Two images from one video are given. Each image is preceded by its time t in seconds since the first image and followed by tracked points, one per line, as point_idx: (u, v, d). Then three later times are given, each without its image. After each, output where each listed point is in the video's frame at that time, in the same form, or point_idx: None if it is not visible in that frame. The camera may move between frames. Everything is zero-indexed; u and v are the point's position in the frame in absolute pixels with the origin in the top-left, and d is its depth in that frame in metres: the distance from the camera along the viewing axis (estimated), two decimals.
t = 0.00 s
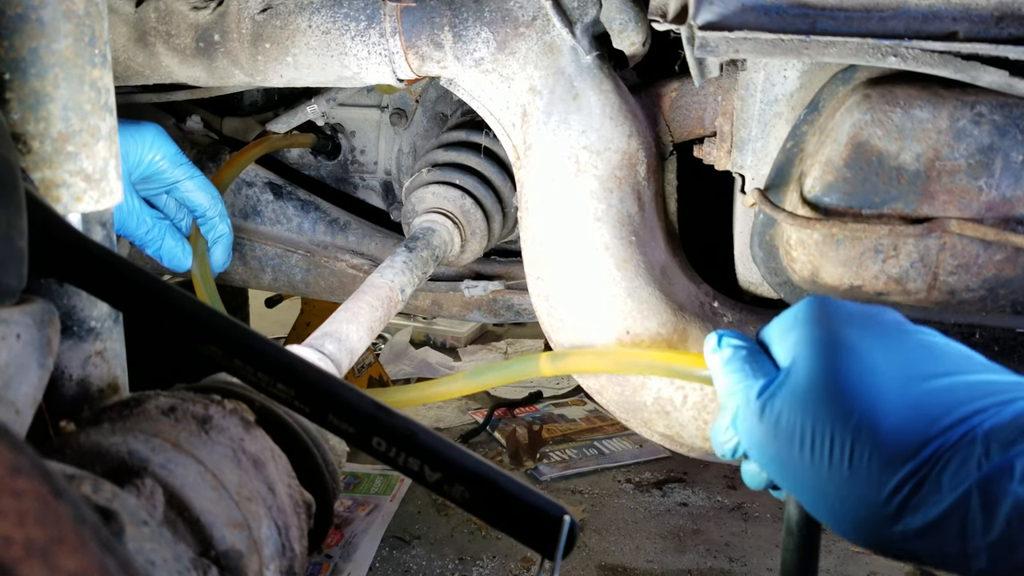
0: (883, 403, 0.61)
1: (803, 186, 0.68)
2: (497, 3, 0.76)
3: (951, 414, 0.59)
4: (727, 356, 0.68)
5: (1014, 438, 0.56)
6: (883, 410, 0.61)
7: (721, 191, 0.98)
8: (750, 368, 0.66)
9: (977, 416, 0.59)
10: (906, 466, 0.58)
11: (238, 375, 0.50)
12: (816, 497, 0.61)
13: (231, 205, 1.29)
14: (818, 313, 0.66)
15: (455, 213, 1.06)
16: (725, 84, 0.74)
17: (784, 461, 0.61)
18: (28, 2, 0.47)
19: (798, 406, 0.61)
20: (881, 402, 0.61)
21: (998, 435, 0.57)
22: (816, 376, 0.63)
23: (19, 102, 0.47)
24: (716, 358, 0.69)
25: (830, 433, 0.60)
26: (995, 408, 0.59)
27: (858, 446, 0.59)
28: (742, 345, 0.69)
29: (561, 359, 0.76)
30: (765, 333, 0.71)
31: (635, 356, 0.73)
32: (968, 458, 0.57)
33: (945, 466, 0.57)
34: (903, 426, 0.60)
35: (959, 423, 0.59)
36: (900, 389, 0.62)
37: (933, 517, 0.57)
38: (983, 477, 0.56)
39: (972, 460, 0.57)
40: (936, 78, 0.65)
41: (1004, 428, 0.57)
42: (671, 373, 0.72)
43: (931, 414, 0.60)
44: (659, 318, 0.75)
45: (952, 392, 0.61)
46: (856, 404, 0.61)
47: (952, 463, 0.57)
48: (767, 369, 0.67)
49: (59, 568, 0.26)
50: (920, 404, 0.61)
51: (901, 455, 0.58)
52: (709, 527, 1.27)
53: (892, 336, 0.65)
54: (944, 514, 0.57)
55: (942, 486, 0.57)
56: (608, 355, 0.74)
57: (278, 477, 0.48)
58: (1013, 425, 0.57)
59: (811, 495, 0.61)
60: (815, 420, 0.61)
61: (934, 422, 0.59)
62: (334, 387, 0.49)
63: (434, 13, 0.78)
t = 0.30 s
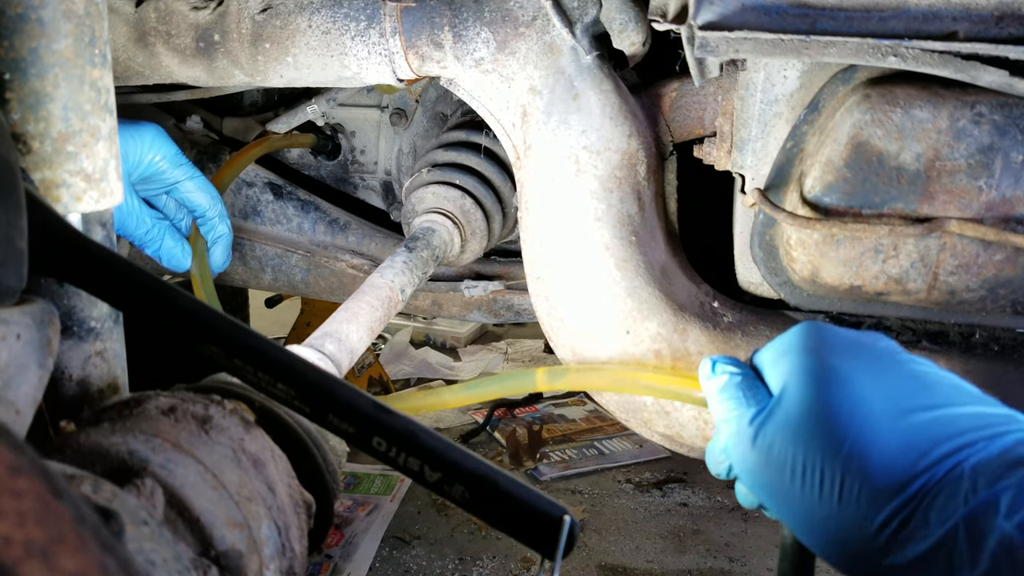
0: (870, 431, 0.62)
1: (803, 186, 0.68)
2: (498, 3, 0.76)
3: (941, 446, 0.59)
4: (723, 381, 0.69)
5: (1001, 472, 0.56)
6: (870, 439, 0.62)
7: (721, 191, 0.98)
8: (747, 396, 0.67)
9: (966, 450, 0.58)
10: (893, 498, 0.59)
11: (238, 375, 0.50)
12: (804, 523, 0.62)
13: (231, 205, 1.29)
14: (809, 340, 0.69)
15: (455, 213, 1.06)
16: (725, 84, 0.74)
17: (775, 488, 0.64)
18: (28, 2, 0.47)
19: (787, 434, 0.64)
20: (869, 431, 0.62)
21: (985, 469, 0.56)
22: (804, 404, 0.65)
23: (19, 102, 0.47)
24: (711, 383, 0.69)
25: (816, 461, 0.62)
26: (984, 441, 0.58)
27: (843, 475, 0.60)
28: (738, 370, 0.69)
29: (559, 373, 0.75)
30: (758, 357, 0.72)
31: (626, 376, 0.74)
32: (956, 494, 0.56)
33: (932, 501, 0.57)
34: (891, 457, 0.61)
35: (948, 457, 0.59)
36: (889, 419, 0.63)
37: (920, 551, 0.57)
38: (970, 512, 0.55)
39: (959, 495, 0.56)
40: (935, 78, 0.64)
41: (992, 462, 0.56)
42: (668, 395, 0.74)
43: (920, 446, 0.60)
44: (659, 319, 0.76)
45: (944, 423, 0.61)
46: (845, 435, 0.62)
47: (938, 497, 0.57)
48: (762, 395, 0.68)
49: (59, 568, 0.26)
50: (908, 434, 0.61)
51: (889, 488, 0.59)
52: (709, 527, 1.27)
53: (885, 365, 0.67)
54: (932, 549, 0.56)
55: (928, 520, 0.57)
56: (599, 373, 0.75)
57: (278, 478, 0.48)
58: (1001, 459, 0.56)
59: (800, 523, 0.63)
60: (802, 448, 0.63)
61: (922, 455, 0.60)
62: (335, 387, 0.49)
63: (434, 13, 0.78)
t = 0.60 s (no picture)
0: (860, 469, 0.63)
1: (803, 186, 0.68)
2: (498, 3, 0.76)
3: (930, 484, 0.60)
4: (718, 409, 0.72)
5: (988, 511, 0.55)
6: (859, 477, 0.63)
7: (721, 191, 0.98)
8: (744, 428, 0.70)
9: (954, 489, 0.59)
10: (882, 537, 0.59)
11: (238, 374, 0.50)
12: (798, 558, 0.64)
13: (231, 205, 1.29)
14: (804, 373, 0.70)
15: (455, 213, 1.06)
16: (725, 84, 0.74)
17: (769, 523, 0.66)
18: (28, 2, 0.46)
19: (780, 470, 0.66)
20: (860, 468, 0.63)
21: (971, 509, 0.56)
22: (795, 441, 0.67)
23: (19, 102, 0.47)
24: (708, 411, 0.72)
25: (806, 497, 0.63)
26: (972, 480, 0.58)
27: (832, 512, 0.62)
28: (733, 399, 0.71)
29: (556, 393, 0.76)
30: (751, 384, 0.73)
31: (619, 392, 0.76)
32: (943, 534, 0.56)
33: (920, 541, 0.57)
34: (881, 495, 0.61)
35: (936, 496, 0.59)
36: (880, 456, 0.64)
37: None
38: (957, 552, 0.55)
39: (945, 535, 0.56)
40: (936, 78, 0.64)
41: (978, 502, 0.56)
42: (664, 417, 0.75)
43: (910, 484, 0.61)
44: (659, 319, 0.76)
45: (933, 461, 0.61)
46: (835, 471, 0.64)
47: (925, 537, 0.57)
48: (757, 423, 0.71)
49: (59, 567, 0.26)
50: (899, 472, 0.62)
51: (879, 526, 0.60)
52: (709, 527, 1.27)
53: (880, 400, 0.67)
54: None
55: (915, 559, 0.57)
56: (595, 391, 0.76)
57: (278, 478, 0.48)
58: (987, 499, 0.56)
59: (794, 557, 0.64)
60: (792, 484, 0.65)
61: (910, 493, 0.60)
62: (335, 386, 0.49)
63: (435, 13, 0.78)
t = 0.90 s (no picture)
0: (849, 504, 0.64)
1: (803, 186, 0.68)
2: (498, 3, 0.76)
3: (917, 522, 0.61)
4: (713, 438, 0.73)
5: (972, 553, 0.57)
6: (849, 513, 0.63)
7: (721, 191, 0.98)
8: (737, 458, 0.71)
9: (940, 528, 0.60)
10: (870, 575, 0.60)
11: (238, 373, 0.50)
12: None
13: (231, 205, 1.29)
14: (796, 406, 0.70)
15: (455, 213, 1.06)
16: (725, 84, 0.75)
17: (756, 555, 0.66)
18: (28, 2, 0.46)
19: (770, 501, 0.66)
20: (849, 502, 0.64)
21: (957, 551, 0.58)
22: (785, 472, 0.67)
23: (19, 102, 0.47)
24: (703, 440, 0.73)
25: (797, 530, 0.64)
26: (958, 520, 0.60)
27: (822, 547, 0.62)
28: (729, 429, 0.72)
29: (553, 410, 0.83)
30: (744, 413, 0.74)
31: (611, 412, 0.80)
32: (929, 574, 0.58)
33: None
34: (870, 532, 0.62)
35: (922, 535, 0.60)
36: (868, 492, 0.64)
37: None
38: None
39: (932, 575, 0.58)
40: (936, 78, 0.64)
41: (964, 544, 0.58)
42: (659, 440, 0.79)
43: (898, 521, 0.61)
44: (659, 319, 0.76)
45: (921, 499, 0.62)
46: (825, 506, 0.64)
47: None
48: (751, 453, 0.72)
49: (59, 567, 0.25)
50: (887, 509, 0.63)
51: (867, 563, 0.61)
52: (709, 527, 1.27)
53: (867, 432, 0.67)
54: None
55: None
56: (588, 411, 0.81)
57: (278, 478, 0.48)
58: (972, 540, 0.58)
59: None
60: (782, 518, 0.65)
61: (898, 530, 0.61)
62: (336, 385, 0.49)
63: (434, 13, 0.78)
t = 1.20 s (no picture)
0: (846, 545, 0.65)
1: (803, 186, 0.68)
2: (498, 3, 0.76)
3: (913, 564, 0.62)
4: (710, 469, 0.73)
5: None
6: (846, 554, 0.64)
7: (721, 191, 0.98)
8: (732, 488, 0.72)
9: (936, 570, 0.61)
10: None
11: (241, 368, 0.50)
12: None
13: (232, 205, 1.29)
14: (793, 440, 0.70)
15: (455, 213, 1.06)
16: (725, 84, 0.75)
17: None
18: (28, 2, 0.46)
19: (767, 540, 0.67)
20: (846, 542, 0.65)
21: None
22: (782, 513, 0.68)
23: (19, 102, 0.47)
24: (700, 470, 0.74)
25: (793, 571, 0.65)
26: (952, 561, 0.61)
27: None
28: (725, 460, 0.73)
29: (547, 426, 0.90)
30: (741, 441, 0.74)
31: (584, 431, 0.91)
32: None
33: None
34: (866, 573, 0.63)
35: None
36: (865, 532, 0.65)
37: None
38: None
39: None
40: (935, 78, 0.64)
41: None
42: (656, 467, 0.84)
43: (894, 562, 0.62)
44: (659, 319, 0.76)
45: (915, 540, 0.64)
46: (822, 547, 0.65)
47: None
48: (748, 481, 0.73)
49: (59, 567, 0.25)
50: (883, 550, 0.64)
51: None
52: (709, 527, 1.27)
53: (864, 468, 0.68)
54: None
55: None
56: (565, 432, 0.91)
57: (278, 477, 0.48)
58: None
59: None
60: (779, 558, 0.66)
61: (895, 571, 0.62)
62: (339, 379, 0.49)
63: (434, 13, 0.78)
